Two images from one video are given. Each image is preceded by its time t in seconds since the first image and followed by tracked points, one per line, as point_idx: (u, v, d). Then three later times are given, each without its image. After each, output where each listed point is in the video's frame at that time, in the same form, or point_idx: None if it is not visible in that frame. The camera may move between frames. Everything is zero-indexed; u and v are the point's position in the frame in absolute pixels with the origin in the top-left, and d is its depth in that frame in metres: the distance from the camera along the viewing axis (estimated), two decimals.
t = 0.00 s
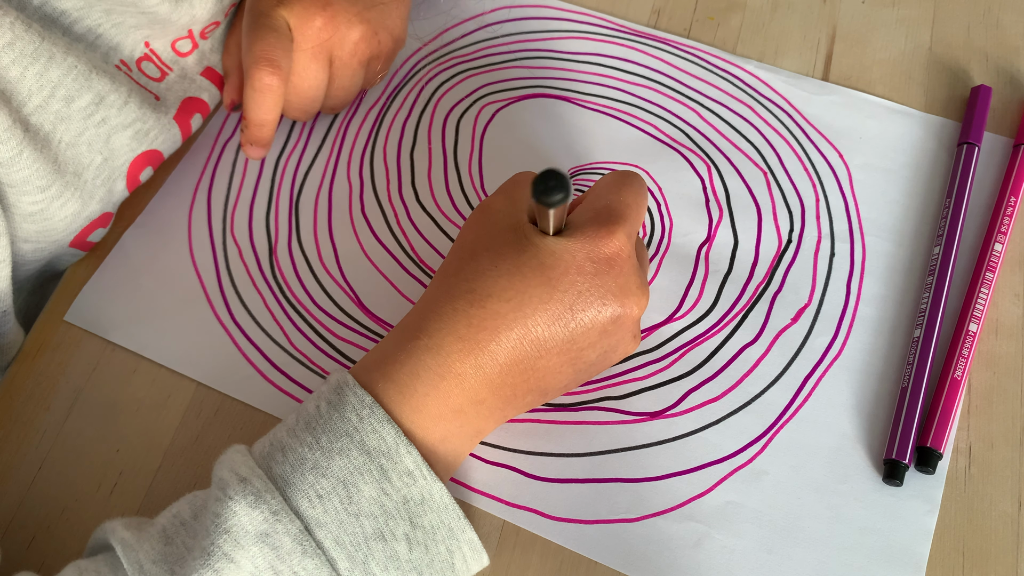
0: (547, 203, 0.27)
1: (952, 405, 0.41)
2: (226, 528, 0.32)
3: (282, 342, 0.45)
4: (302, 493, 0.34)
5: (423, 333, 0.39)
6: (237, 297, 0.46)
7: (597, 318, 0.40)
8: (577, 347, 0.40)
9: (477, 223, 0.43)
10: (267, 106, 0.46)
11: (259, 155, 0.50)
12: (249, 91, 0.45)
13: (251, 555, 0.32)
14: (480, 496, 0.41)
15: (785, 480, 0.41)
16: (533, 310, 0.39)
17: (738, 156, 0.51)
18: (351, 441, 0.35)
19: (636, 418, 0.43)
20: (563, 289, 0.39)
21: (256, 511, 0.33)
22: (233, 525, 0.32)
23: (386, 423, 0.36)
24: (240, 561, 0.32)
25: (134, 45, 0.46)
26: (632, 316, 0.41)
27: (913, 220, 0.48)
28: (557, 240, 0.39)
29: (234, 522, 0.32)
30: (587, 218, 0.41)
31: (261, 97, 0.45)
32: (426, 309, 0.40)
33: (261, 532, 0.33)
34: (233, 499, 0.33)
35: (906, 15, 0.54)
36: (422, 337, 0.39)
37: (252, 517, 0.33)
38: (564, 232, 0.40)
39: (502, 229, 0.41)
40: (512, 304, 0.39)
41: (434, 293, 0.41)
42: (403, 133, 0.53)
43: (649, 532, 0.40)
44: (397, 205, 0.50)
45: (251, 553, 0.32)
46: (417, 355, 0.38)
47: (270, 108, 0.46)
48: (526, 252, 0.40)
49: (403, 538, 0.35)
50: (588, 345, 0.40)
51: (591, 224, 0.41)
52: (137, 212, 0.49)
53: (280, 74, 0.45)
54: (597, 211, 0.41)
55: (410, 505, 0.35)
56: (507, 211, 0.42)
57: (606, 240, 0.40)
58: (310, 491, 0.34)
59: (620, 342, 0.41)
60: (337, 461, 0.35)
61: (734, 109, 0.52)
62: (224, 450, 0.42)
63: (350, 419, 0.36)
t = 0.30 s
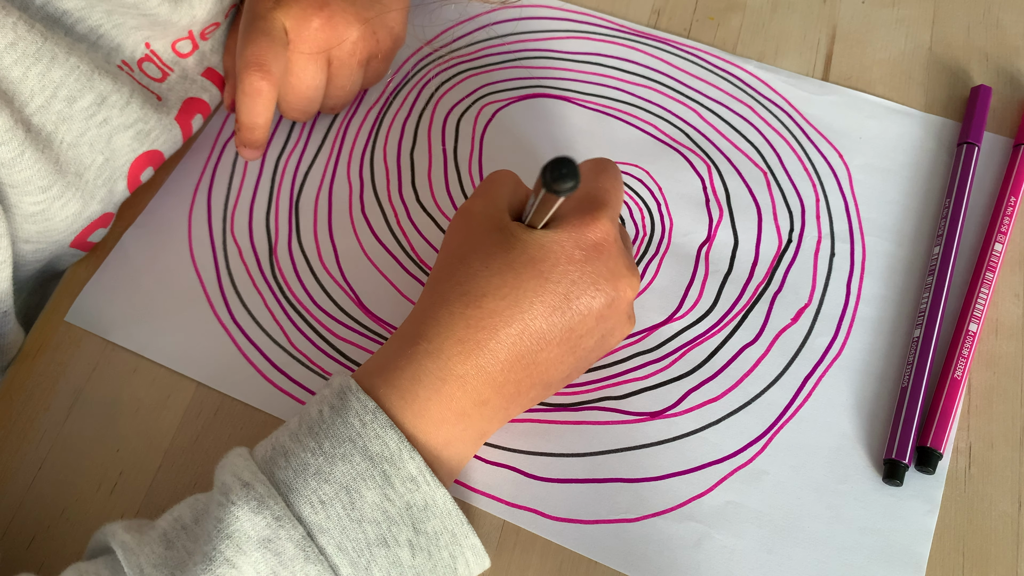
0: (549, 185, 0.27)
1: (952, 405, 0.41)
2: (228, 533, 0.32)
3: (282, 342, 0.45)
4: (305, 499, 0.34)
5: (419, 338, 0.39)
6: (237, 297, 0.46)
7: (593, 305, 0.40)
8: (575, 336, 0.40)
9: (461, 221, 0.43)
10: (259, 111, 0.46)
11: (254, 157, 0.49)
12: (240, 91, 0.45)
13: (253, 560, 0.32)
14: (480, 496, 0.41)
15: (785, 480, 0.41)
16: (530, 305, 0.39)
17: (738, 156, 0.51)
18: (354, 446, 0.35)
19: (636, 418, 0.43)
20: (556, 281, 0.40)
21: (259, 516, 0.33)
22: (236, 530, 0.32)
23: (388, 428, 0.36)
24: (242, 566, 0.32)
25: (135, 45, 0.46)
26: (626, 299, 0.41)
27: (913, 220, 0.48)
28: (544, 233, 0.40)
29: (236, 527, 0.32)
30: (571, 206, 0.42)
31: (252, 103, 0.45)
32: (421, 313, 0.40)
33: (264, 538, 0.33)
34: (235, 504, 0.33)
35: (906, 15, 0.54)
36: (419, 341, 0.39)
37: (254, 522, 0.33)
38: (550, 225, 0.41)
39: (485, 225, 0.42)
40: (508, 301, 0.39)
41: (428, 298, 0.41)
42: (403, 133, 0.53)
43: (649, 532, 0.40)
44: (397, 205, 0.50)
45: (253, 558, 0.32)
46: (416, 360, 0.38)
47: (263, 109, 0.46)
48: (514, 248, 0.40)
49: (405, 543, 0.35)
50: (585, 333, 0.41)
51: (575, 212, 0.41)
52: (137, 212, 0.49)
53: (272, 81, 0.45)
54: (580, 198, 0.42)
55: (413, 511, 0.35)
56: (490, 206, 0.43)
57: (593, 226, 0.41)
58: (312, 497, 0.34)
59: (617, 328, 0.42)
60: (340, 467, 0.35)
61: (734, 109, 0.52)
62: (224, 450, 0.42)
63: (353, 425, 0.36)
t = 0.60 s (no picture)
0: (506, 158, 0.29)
1: (952, 405, 0.41)
2: (215, 512, 0.33)
3: (282, 342, 0.45)
4: (291, 477, 0.34)
5: (398, 318, 0.39)
6: (237, 296, 0.46)
7: (569, 272, 0.40)
8: (555, 305, 0.41)
9: (434, 203, 0.44)
10: (276, 127, 0.48)
11: (277, 171, 0.51)
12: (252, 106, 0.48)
13: (241, 538, 0.33)
14: (480, 496, 0.41)
15: (785, 480, 0.41)
16: (506, 277, 0.40)
17: (738, 156, 0.51)
18: (338, 426, 0.35)
19: (636, 417, 0.43)
20: (530, 251, 0.40)
21: (245, 495, 0.33)
22: (222, 509, 0.33)
23: (372, 407, 0.36)
24: (230, 544, 0.33)
25: (138, 46, 0.47)
26: (599, 265, 0.41)
27: (912, 220, 0.48)
28: (513, 206, 0.40)
29: (223, 506, 0.33)
30: (539, 177, 0.42)
31: (268, 121, 0.47)
32: (400, 297, 0.40)
33: (250, 516, 0.33)
34: (221, 484, 0.33)
35: (905, 15, 0.54)
36: (399, 322, 0.39)
37: (241, 501, 0.33)
38: (519, 198, 0.41)
39: (456, 205, 0.42)
40: (483, 275, 0.39)
41: (407, 280, 0.41)
42: (403, 133, 0.53)
43: (649, 532, 0.40)
44: (398, 205, 0.50)
45: (240, 536, 0.33)
46: (397, 341, 0.39)
47: (277, 124, 0.48)
48: (485, 223, 0.40)
49: (391, 522, 0.35)
50: (565, 300, 0.41)
51: (542, 184, 0.42)
52: (137, 213, 0.49)
53: (282, 98, 0.47)
54: (546, 171, 0.43)
55: (398, 488, 0.35)
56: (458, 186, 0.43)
57: (561, 196, 0.41)
58: (298, 475, 0.34)
59: (595, 294, 0.42)
60: (325, 446, 0.35)
61: (734, 109, 0.52)
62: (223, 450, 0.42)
63: (337, 405, 0.36)
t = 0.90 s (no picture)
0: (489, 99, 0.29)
1: (952, 404, 0.41)
2: (213, 463, 0.33)
3: (282, 342, 0.45)
4: (286, 427, 0.35)
5: (388, 272, 0.41)
6: (238, 296, 0.47)
7: (553, 225, 0.42)
8: (540, 258, 0.43)
9: (420, 166, 0.45)
10: (272, 130, 0.47)
11: (276, 178, 0.51)
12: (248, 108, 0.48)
13: (240, 487, 0.33)
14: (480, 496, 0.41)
15: (785, 479, 0.41)
16: (494, 228, 0.41)
17: (738, 156, 0.51)
18: (329, 377, 0.36)
19: (635, 417, 0.43)
20: (516, 204, 0.42)
21: (241, 446, 0.33)
22: (220, 460, 0.33)
23: (361, 357, 0.37)
24: (229, 493, 0.33)
25: (138, 43, 0.47)
26: (581, 217, 0.44)
27: (912, 220, 0.48)
28: (500, 160, 0.42)
29: (220, 458, 0.33)
30: (523, 136, 0.44)
31: (264, 124, 0.47)
32: (389, 254, 0.42)
33: (248, 465, 0.33)
34: (217, 437, 0.33)
35: (905, 15, 0.54)
36: (389, 275, 0.40)
37: (238, 452, 0.33)
38: (505, 153, 0.43)
39: (445, 163, 0.44)
40: (472, 226, 0.41)
41: (395, 238, 0.42)
42: (403, 133, 0.53)
43: (648, 531, 0.40)
44: (398, 205, 0.50)
45: (240, 486, 0.33)
46: (388, 293, 0.40)
47: (272, 126, 0.47)
48: (471, 178, 0.42)
49: (385, 466, 0.36)
50: (549, 254, 0.43)
51: (527, 141, 0.43)
52: (136, 213, 0.49)
53: (277, 98, 0.46)
54: (530, 130, 0.44)
55: (390, 434, 0.36)
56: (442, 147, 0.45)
57: (545, 150, 0.43)
58: (292, 425, 0.35)
59: (575, 249, 0.45)
60: (317, 396, 0.36)
61: (734, 109, 0.52)
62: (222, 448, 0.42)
63: (326, 358, 0.37)
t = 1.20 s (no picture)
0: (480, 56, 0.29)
1: (952, 404, 0.41)
2: (229, 418, 0.34)
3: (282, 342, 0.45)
4: (299, 382, 0.36)
5: (390, 232, 0.41)
6: (238, 295, 0.47)
7: (553, 186, 0.43)
8: (539, 219, 0.43)
9: (423, 133, 0.46)
10: (276, 131, 0.48)
11: (276, 178, 0.51)
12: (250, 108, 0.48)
13: (257, 441, 0.34)
14: (480, 495, 0.41)
15: (785, 480, 0.41)
16: (493, 187, 0.42)
17: (738, 156, 0.51)
18: (338, 333, 0.37)
19: (635, 417, 0.43)
20: (515, 164, 0.42)
21: (256, 402, 0.34)
22: (236, 416, 0.34)
23: (367, 313, 0.37)
24: (247, 447, 0.34)
25: (137, 39, 0.47)
26: (581, 178, 0.44)
27: (912, 220, 0.48)
28: (500, 123, 0.43)
29: (237, 413, 0.34)
30: (522, 99, 0.45)
31: (268, 125, 0.47)
32: (393, 215, 0.42)
33: (264, 419, 0.34)
34: (234, 394, 0.34)
35: (905, 15, 0.54)
36: (391, 235, 0.41)
37: (253, 408, 0.34)
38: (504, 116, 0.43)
39: (446, 125, 0.45)
40: (472, 186, 0.42)
41: (397, 200, 0.43)
42: (403, 133, 0.53)
43: (648, 531, 0.40)
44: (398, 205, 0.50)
45: (256, 439, 0.34)
46: (392, 253, 0.40)
47: (275, 127, 0.47)
48: (470, 140, 0.43)
49: (396, 419, 0.37)
50: (549, 214, 0.44)
51: (526, 103, 0.44)
52: (136, 213, 0.49)
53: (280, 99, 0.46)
54: (530, 93, 0.45)
55: (400, 388, 0.37)
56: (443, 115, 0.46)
57: (543, 112, 0.43)
58: (305, 380, 0.36)
59: (577, 210, 0.45)
60: (327, 352, 0.36)
61: (733, 109, 0.52)
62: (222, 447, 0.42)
63: (334, 317, 0.37)
